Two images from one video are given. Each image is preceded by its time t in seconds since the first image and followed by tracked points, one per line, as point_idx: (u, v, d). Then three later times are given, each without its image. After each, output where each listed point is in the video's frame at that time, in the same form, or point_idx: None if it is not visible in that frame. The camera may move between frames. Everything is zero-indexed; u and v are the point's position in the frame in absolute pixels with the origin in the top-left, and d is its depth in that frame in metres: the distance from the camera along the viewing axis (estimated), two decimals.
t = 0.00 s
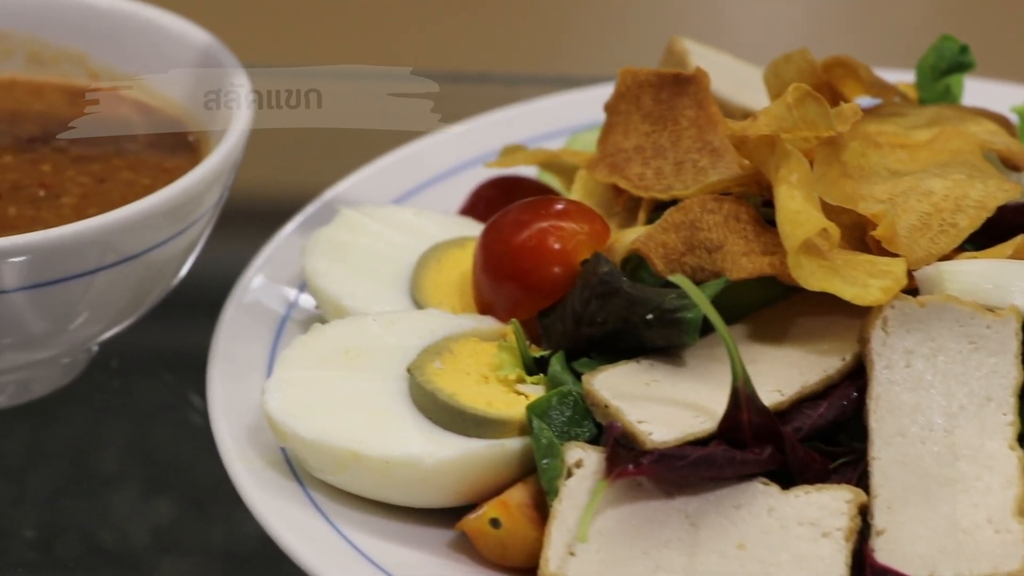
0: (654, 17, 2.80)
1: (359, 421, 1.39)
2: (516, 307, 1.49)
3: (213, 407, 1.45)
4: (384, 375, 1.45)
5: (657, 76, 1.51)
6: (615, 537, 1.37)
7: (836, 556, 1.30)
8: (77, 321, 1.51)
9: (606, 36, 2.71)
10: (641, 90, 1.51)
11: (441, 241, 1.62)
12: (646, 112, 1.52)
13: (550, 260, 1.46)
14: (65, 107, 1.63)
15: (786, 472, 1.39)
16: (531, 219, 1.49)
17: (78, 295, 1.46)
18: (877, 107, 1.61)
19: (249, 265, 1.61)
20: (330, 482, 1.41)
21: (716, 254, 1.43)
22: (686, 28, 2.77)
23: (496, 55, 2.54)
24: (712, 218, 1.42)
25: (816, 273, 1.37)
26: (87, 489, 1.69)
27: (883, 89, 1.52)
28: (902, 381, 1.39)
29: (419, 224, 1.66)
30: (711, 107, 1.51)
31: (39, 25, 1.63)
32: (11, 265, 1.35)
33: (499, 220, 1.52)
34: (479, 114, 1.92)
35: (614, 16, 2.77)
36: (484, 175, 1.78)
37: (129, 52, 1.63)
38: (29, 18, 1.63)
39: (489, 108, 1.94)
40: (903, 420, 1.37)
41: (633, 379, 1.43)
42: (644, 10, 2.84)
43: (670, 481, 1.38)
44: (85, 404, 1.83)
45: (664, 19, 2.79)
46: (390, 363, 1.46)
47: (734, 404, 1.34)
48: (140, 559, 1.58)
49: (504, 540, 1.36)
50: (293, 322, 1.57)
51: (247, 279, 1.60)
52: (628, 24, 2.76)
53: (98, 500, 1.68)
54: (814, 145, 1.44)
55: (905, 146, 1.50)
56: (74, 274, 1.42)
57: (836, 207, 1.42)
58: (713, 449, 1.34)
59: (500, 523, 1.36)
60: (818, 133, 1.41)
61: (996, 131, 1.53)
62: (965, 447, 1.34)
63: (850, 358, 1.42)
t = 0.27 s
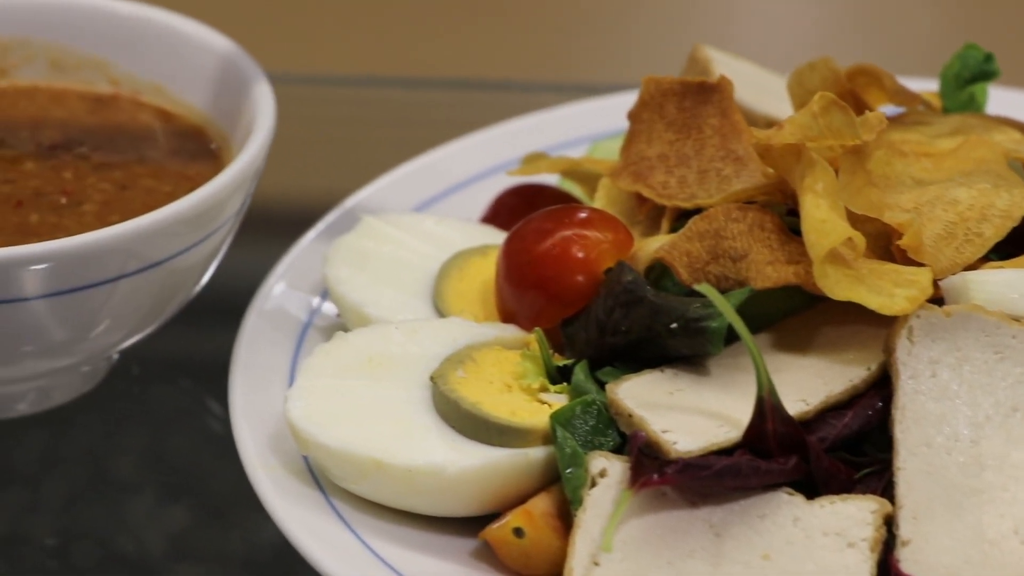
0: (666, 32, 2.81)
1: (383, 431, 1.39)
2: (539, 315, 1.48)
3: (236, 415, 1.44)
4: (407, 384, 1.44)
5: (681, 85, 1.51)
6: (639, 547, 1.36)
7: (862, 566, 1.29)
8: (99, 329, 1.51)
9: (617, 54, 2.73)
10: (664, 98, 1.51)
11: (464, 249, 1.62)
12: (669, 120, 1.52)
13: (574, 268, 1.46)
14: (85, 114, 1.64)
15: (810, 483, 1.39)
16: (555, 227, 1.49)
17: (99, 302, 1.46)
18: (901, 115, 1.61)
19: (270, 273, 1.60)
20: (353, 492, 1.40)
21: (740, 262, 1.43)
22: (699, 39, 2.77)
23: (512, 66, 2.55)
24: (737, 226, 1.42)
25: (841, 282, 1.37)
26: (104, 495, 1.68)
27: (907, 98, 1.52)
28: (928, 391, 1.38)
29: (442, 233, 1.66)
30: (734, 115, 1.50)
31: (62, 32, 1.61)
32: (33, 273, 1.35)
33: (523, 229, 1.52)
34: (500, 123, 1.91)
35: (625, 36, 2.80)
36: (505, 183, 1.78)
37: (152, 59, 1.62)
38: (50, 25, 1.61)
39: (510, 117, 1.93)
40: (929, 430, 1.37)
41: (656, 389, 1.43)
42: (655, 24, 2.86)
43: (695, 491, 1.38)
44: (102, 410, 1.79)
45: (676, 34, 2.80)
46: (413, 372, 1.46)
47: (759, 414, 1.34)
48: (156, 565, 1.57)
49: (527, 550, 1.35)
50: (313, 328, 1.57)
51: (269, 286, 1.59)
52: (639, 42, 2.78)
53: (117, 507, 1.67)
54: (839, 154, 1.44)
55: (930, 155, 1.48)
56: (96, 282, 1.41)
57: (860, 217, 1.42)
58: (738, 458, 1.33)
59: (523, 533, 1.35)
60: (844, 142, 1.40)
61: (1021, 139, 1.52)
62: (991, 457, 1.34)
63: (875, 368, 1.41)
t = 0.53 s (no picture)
0: (675, 54, 2.85)
1: (404, 439, 1.38)
2: (560, 323, 1.48)
3: (256, 423, 1.44)
4: (429, 392, 1.44)
5: (703, 93, 1.51)
6: (661, 558, 1.36)
7: None
8: (119, 336, 1.51)
9: (629, 74, 2.76)
10: (687, 107, 1.52)
11: (484, 257, 1.61)
12: (692, 129, 1.52)
13: (595, 277, 1.45)
14: (107, 122, 1.64)
15: (834, 493, 1.38)
16: (576, 236, 1.48)
17: (119, 309, 1.45)
18: (923, 124, 1.61)
19: (291, 280, 1.60)
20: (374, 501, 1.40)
21: (763, 271, 1.43)
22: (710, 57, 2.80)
23: (526, 86, 2.58)
24: (760, 235, 1.42)
25: (865, 291, 1.36)
26: (122, 502, 1.68)
27: (931, 106, 1.51)
28: (953, 401, 1.37)
29: (464, 240, 1.66)
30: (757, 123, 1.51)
31: (84, 40, 1.62)
32: (53, 280, 1.34)
33: (543, 237, 1.52)
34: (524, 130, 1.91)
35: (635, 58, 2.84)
36: (527, 191, 1.78)
37: (173, 66, 1.63)
38: (72, 32, 1.62)
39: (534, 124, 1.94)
40: (953, 439, 1.36)
41: (679, 398, 1.42)
42: (670, 44, 2.90)
43: (717, 500, 1.38)
44: (121, 419, 1.80)
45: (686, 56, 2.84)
46: (435, 381, 1.45)
47: (782, 424, 1.32)
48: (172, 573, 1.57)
49: (549, 559, 1.35)
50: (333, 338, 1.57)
51: (290, 293, 1.59)
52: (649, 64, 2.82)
53: (135, 515, 1.66)
54: (863, 162, 1.44)
55: (952, 165, 1.49)
56: (116, 290, 1.41)
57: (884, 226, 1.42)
58: (761, 468, 1.32)
59: (544, 543, 1.34)
60: (866, 151, 1.41)
61: None
62: (1016, 468, 1.33)
63: (899, 378, 1.41)
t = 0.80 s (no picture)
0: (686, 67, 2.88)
1: (425, 447, 1.38)
2: (581, 332, 1.48)
3: (276, 432, 1.44)
4: (450, 400, 1.44)
5: (725, 101, 1.52)
6: (683, 567, 1.35)
7: None
8: (139, 343, 1.51)
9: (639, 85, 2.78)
10: (708, 114, 1.52)
11: (504, 265, 1.61)
12: (713, 136, 1.53)
13: (616, 285, 1.45)
14: (126, 128, 1.64)
15: (856, 502, 1.37)
16: (598, 244, 1.48)
17: (139, 317, 1.45)
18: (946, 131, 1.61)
19: (311, 288, 1.60)
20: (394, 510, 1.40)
21: (785, 280, 1.42)
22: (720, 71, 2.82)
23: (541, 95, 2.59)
24: (781, 243, 1.41)
25: (888, 300, 1.35)
26: (141, 507, 1.68)
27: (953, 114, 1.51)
28: (976, 410, 1.37)
29: (483, 249, 1.65)
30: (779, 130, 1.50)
31: (105, 47, 1.64)
32: (72, 287, 1.34)
33: (564, 245, 1.52)
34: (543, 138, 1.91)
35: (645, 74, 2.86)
36: (547, 198, 1.78)
37: (194, 73, 1.64)
38: (94, 40, 1.64)
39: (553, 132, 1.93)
40: (976, 449, 1.35)
41: (700, 406, 1.42)
42: (686, 62, 2.97)
43: (739, 510, 1.37)
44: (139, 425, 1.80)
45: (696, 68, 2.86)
46: (455, 389, 1.45)
47: (804, 433, 1.32)
48: None
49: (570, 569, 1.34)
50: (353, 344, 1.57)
51: (309, 300, 1.59)
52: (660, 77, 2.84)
53: (154, 521, 1.66)
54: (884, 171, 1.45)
55: (975, 173, 1.47)
56: (136, 297, 1.41)
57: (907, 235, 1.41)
58: (782, 478, 1.32)
59: (565, 552, 1.33)
60: (889, 159, 1.39)
61: None
62: None
63: (922, 388, 1.41)
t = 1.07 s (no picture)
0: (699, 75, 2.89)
1: (445, 454, 1.37)
2: (602, 339, 1.49)
3: (297, 438, 1.44)
4: (471, 407, 1.44)
5: (746, 108, 1.52)
6: None
7: None
8: (158, 350, 1.51)
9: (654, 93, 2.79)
10: (730, 122, 1.53)
11: (525, 273, 1.62)
12: (735, 144, 1.53)
13: (637, 293, 1.46)
14: (148, 135, 1.66)
15: (878, 511, 1.36)
16: (618, 251, 1.50)
17: (160, 324, 1.45)
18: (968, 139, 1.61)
19: (332, 295, 1.62)
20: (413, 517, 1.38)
21: (806, 288, 1.42)
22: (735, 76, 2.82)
23: (559, 101, 2.59)
24: (803, 252, 1.41)
25: (910, 309, 1.34)
26: (160, 511, 1.69)
27: (975, 123, 1.52)
28: (998, 420, 1.37)
29: (504, 256, 1.66)
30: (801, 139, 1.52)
31: (127, 54, 1.68)
32: (93, 294, 1.34)
33: (585, 252, 1.53)
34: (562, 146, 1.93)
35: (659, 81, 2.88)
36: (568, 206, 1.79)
37: (217, 81, 1.67)
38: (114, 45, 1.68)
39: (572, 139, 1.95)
40: (998, 459, 1.35)
41: (721, 415, 1.41)
42: (705, 63, 2.96)
43: (760, 519, 1.36)
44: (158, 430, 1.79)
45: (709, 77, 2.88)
46: (476, 397, 1.45)
47: (825, 442, 1.31)
48: None
49: None
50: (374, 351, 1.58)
51: (330, 308, 1.61)
52: (672, 87, 2.86)
53: (174, 525, 1.67)
54: (906, 179, 1.43)
55: (998, 182, 1.48)
56: (156, 303, 1.41)
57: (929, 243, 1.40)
58: (804, 486, 1.31)
59: (586, 560, 1.33)
60: (911, 168, 1.39)
61: None
62: None
63: (944, 397, 1.40)
